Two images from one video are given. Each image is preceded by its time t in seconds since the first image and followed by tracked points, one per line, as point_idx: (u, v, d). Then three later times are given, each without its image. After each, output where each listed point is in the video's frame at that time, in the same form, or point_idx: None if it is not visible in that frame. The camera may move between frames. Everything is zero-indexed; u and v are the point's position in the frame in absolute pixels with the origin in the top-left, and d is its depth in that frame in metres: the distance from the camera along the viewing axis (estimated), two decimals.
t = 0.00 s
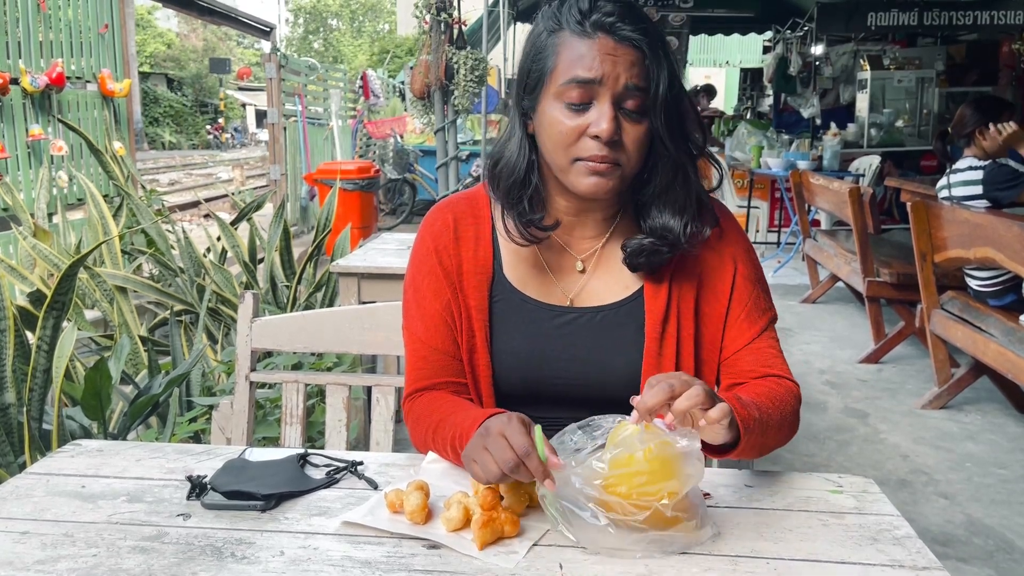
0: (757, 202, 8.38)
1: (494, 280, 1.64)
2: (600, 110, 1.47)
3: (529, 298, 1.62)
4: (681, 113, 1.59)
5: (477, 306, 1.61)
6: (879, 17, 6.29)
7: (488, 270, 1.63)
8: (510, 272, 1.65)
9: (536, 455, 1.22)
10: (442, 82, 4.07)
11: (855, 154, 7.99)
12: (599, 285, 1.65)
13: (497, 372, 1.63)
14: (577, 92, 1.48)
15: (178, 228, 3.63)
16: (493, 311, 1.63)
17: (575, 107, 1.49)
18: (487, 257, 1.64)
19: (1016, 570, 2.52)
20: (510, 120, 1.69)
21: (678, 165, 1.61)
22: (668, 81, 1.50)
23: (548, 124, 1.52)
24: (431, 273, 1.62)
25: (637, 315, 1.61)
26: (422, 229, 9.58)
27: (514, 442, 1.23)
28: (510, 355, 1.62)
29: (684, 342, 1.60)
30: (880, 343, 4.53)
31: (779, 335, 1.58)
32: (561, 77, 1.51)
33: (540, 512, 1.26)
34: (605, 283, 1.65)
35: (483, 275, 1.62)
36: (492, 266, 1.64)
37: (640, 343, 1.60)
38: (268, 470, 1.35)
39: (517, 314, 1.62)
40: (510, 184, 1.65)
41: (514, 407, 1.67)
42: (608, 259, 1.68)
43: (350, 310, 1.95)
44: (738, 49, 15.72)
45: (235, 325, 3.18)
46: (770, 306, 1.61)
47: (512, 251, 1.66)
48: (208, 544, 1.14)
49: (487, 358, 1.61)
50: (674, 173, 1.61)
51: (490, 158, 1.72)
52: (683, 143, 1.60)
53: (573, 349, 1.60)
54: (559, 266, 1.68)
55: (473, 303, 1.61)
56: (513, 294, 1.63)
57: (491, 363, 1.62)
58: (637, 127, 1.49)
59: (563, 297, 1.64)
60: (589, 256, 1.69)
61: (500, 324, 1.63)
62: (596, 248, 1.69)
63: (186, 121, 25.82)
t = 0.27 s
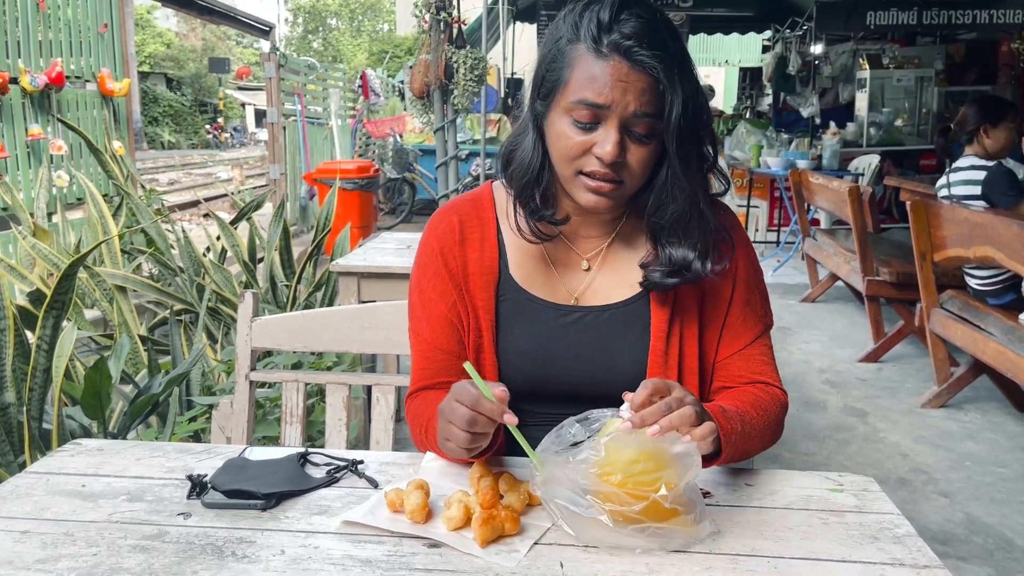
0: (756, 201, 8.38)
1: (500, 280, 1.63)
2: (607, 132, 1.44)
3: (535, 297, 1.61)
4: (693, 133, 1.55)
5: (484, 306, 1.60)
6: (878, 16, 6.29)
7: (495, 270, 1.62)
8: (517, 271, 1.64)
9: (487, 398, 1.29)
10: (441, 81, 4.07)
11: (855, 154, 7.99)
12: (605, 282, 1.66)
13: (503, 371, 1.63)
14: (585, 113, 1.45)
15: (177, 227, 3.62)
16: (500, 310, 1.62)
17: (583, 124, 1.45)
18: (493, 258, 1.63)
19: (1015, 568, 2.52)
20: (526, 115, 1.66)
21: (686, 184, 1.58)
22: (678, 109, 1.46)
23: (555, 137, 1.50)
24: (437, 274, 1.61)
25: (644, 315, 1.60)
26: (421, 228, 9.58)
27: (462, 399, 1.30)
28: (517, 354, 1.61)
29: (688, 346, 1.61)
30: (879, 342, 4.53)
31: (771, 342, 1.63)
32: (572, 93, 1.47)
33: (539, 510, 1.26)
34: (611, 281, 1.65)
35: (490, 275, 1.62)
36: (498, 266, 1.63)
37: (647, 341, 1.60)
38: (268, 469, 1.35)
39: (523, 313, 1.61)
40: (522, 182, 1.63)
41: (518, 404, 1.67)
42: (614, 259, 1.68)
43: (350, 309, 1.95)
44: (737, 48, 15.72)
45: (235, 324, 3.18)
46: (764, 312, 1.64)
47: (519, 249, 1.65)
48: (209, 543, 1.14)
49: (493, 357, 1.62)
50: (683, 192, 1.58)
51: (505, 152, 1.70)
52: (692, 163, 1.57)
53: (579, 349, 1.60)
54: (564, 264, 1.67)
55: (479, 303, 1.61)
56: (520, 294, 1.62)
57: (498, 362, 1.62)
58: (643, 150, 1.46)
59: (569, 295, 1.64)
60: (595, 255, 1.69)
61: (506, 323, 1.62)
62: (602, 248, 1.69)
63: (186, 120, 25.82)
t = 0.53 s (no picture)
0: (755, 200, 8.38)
1: (506, 278, 1.63)
2: (618, 135, 1.44)
3: (543, 295, 1.61)
4: (705, 134, 1.55)
5: (491, 304, 1.61)
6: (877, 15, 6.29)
7: (502, 268, 1.62)
8: (524, 269, 1.64)
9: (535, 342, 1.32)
10: (440, 80, 4.07)
11: (853, 153, 7.99)
12: (613, 280, 1.66)
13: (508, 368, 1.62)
14: (597, 115, 1.44)
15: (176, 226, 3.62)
16: (505, 308, 1.63)
17: (595, 126, 1.45)
18: (500, 256, 1.63)
19: (1014, 567, 2.52)
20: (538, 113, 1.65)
21: (697, 186, 1.58)
22: (691, 113, 1.46)
23: (567, 138, 1.50)
24: (443, 271, 1.61)
25: (651, 314, 1.61)
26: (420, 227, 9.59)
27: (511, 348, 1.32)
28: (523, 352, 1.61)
29: (696, 348, 1.60)
30: (878, 341, 4.53)
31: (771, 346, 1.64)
32: (584, 94, 1.47)
33: (540, 508, 1.26)
34: (618, 279, 1.66)
35: (498, 273, 1.62)
36: (505, 264, 1.63)
37: (653, 339, 1.60)
38: (267, 468, 1.35)
39: (530, 311, 1.61)
40: (534, 180, 1.62)
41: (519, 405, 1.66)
42: (622, 258, 1.68)
43: (349, 308, 1.95)
44: (736, 47, 15.68)
45: (234, 324, 3.17)
46: (765, 315, 1.65)
47: (526, 247, 1.65)
48: (207, 542, 1.14)
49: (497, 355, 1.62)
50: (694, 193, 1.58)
51: (517, 149, 1.70)
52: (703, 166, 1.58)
53: (586, 347, 1.59)
54: (573, 261, 1.67)
55: (486, 301, 1.61)
56: (526, 292, 1.62)
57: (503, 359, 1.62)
58: (654, 152, 1.46)
59: (577, 293, 1.64)
60: (603, 254, 1.69)
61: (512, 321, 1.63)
62: (611, 246, 1.69)
63: (185, 120, 25.80)
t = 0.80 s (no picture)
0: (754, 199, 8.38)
1: (515, 273, 1.63)
2: (632, 136, 1.44)
3: (551, 291, 1.62)
4: (718, 136, 1.55)
5: (498, 297, 1.61)
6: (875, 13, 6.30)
7: (511, 263, 1.63)
8: (533, 264, 1.64)
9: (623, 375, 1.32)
10: (439, 79, 4.07)
11: (851, 151, 8.00)
12: (619, 279, 1.66)
13: (511, 362, 1.63)
14: (611, 116, 1.44)
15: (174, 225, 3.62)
16: (514, 302, 1.63)
17: (609, 127, 1.45)
18: (510, 250, 1.63)
19: (1011, 565, 2.53)
20: (551, 111, 1.65)
21: (708, 187, 1.58)
22: (705, 115, 1.45)
23: (580, 138, 1.50)
24: (452, 263, 1.61)
25: (657, 312, 1.61)
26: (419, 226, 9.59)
27: (597, 371, 1.32)
28: (528, 347, 1.62)
29: (700, 349, 1.61)
30: (876, 340, 4.53)
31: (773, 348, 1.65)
32: (598, 95, 1.46)
33: (537, 506, 1.26)
34: (624, 278, 1.66)
35: (506, 267, 1.62)
36: (515, 258, 1.63)
37: (659, 338, 1.61)
38: (266, 467, 1.35)
39: (537, 307, 1.62)
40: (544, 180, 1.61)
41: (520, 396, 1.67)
42: (630, 258, 1.68)
43: (348, 307, 1.95)
44: (734, 46, 15.67)
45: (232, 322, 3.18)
46: (768, 316, 1.66)
47: (536, 243, 1.65)
48: (206, 540, 1.15)
49: (504, 349, 1.62)
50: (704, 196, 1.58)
51: (528, 147, 1.69)
52: (714, 168, 1.57)
53: (590, 343, 1.61)
54: (581, 259, 1.67)
55: (494, 294, 1.61)
56: (534, 288, 1.62)
57: (507, 353, 1.63)
58: (667, 154, 1.46)
59: (584, 291, 1.65)
60: (611, 252, 1.69)
61: (519, 315, 1.63)
62: (619, 245, 1.69)
63: (183, 118, 25.78)
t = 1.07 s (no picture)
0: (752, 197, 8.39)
1: (521, 267, 1.63)
2: (644, 133, 1.43)
3: (557, 286, 1.62)
4: (728, 135, 1.55)
5: (503, 290, 1.61)
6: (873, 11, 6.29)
7: (517, 256, 1.62)
8: (539, 259, 1.64)
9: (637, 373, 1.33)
10: (437, 77, 4.06)
11: (850, 149, 8.00)
12: (625, 276, 1.66)
13: (514, 357, 1.63)
14: (623, 112, 1.44)
15: (172, 223, 3.62)
16: (519, 296, 1.63)
17: (621, 124, 1.44)
18: (517, 244, 1.63)
19: (1009, 563, 2.53)
20: (560, 107, 1.64)
21: (717, 186, 1.58)
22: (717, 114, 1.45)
23: (591, 134, 1.49)
24: (458, 254, 1.60)
25: (662, 308, 1.61)
26: (417, 224, 9.59)
27: (612, 367, 1.33)
28: (532, 342, 1.62)
29: (706, 344, 1.61)
30: (875, 338, 4.53)
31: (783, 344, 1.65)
32: (611, 92, 1.46)
33: (535, 505, 1.26)
34: (630, 275, 1.66)
35: (512, 261, 1.62)
36: (521, 253, 1.63)
37: (663, 334, 1.61)
38: (264, 466, 1.35)
39: (542, 301, 1.62)
40: (552, 177, 1.60)
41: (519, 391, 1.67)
42: (636, 255, 1.68)
43: (346, 305, 1.95)
44: (732, 45, 15.64)
45: (230, 321, 3.17)
46: (777, 312, 1.65)
47: (543, 238, 1.65)
48: (203, 539, 1.14)
49: (507, 343, 1.62)
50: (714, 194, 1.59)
51: (535, 143, 1.68)
52: (723, 167, 1.57)
53: (595, 339, 1.61)
54: (587, 256, 1.67)
55: (499, 287, 1.61)
56: (540, 282, 1.62)
57: (511, 348, 1.62)
58: (678, 151, 1.46)
59: (590, 287, 1.65)
60: (618, 249, 1.69)
61: (524, 310, 1.63)
62: (625, 242, 1.69)
63: (181, 116, 25.73)
